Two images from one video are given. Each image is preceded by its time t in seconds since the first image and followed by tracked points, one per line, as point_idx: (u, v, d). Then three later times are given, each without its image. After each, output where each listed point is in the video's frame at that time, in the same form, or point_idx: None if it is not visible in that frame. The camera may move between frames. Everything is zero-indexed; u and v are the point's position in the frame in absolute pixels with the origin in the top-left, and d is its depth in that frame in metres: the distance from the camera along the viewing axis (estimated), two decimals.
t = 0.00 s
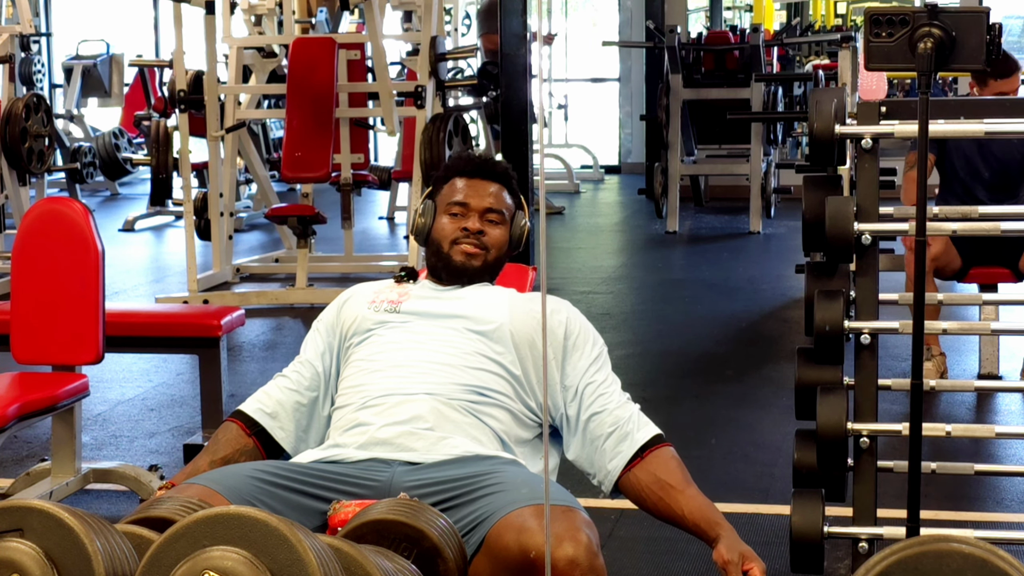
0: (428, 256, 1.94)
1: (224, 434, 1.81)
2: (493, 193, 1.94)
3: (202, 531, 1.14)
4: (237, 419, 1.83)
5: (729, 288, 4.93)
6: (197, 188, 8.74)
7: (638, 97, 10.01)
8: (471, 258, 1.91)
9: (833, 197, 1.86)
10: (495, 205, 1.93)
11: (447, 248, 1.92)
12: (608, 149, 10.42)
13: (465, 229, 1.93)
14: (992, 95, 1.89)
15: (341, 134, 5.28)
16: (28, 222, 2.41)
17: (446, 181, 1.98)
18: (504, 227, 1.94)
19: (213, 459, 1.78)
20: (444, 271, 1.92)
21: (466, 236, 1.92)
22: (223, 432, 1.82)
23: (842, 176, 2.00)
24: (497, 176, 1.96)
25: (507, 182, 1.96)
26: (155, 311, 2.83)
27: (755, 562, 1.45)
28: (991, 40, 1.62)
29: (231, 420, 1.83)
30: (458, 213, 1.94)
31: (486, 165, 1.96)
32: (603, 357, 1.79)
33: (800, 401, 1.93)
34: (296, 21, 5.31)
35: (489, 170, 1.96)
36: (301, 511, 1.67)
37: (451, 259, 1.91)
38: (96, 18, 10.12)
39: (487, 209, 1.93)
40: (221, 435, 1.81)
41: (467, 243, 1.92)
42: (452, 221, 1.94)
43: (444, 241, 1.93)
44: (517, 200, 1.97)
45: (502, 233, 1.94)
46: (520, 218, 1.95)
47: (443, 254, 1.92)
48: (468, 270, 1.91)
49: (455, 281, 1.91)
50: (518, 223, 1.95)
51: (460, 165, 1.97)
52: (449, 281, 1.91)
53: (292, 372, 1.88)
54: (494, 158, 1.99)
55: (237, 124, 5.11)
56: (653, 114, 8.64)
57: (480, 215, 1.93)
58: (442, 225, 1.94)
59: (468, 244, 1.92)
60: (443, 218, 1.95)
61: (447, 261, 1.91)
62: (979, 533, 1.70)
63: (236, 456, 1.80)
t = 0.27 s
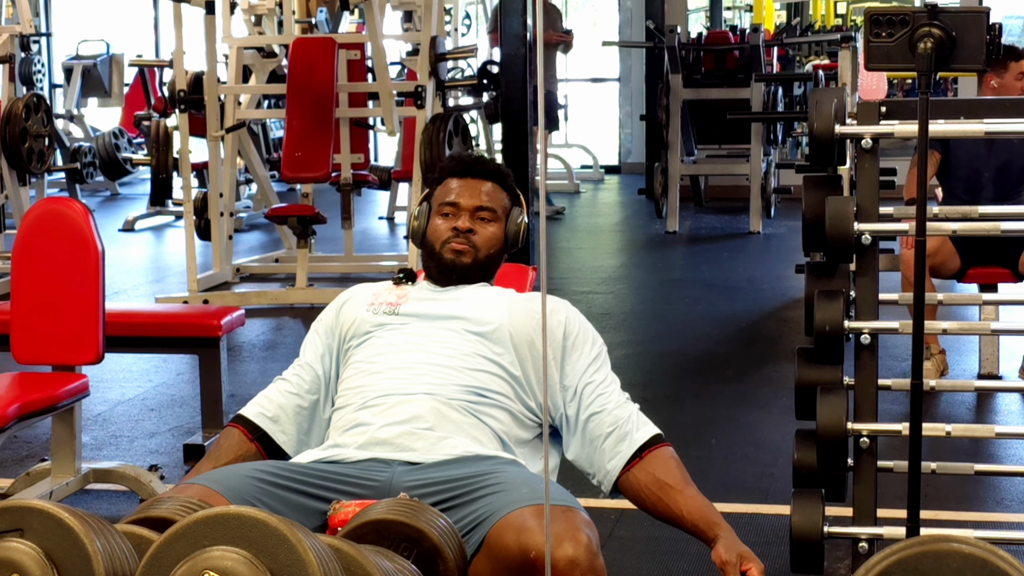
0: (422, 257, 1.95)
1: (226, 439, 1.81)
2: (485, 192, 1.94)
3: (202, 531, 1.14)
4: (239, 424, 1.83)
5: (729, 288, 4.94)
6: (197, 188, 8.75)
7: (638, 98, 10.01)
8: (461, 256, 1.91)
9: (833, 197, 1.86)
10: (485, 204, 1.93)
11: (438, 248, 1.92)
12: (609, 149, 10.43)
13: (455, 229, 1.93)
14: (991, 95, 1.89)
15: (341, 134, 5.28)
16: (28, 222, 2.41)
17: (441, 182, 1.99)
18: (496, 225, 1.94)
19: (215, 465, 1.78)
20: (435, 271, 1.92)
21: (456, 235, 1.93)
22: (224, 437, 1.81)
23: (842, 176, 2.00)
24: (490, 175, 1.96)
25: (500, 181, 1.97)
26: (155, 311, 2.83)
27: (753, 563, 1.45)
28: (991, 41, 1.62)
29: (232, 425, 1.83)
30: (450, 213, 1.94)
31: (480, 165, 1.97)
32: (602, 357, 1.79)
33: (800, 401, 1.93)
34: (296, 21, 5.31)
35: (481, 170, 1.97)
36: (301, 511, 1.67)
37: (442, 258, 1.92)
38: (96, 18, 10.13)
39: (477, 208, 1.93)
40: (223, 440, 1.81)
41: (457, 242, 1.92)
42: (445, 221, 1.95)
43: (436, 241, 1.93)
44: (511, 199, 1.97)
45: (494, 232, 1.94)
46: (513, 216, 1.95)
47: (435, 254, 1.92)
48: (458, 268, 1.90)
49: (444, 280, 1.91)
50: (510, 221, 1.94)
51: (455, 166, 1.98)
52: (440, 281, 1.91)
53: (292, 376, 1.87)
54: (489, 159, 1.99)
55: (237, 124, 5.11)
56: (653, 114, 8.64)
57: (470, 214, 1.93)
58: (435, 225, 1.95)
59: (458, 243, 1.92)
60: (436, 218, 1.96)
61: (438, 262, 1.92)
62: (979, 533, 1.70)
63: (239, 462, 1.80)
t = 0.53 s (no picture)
0: (430, 256, 1.94)
1: (226, 441, 1.81)
2: (494, 192, 1.94)
3: (202, 531, 1.14)
4: (239, 425, 1.83)
5: (729, 288, 4.93)
6: (197, 188, 8.75)
7: (638, 98, 10.01)
8: (474, 258, 1.92)
9: (833, 197, 1.86)
10: (496, 204, 1.93)
11: (450, 249, 1.92)
12: (608, 149, 10.43)
13: (468, 229, 1.93)
14: (992, 95, 1.89)
15: (341, 134, 5.28)
16: (28, 222, 2.41)
17: (444, 180, 1.98)
18: (505, 226, 1.95)
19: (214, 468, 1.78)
20: (446, 273, 1.92)
21: (469, 235, 1.92)
22: (224, 438, 1.82)
23: (842, 176, 2.00)
24: (496, 175, 1.96)
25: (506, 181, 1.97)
26: (155, 312, 2.83)
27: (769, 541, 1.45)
28: (991, 41, 1.62)
29: (232, 427, 1.83)
30: (459, 213, 1.94)
31: (485, 164, 1.96)
32: (601, 358, 1.79)
33: (800, 401, 1.93)
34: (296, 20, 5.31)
35: (487, 169, 1.96)
36: (302, 511, 1.67)
37: (454, 260, 1.92)
38: (96, 18, 10.13)
39: (489, 208, 1.93)
40: (223, 441, 1.81)
41: (470, 243, 1.92)
42: (454, 221, 1.94)
43: (447, 242, 1.93)
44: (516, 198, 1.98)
45: (503, 231, 1.95)
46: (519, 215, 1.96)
47: (447, 255, 1.92)
48: (471, 270, 1.91)
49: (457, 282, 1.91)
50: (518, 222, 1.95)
51: (459, 163, 1.97)
52: (452, 283, 1.92)
53: (292, 377, 1.87)
54: (492, 156, 1.99)
55: (237, 124, 5.11)
56: (653, 114, 8.64)
57: (481, 214, 1.93)
58: (443, 224, 1.94)
59: (470, 244, 1.92)
60: (444, 217, 1.95)
61: (450, 263, 1.92)
62: (979, 533, 1.70)
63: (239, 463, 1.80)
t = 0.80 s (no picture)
0: (436, 254, 1.94)
1: (220, 432, 1.82)
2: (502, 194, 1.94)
3: (202, 531, 1.14)
4: (234, 417, 1.83)
5: (729, 288, 4.93)
6: (197, 188, 8.75)
7: (638, 98, 10.01)
8: (481, 257, 1.92)
9: (833, 197, 1.86)
10: (504, 206, 1.93)
11: (457, 248, 1.92)
12: (608, 149, 10.43)
13: (475, 229, 1.93)
14: (992, 95, 1.89)
15: (341, 134, 5.28)
16: (28, 222, 2.41)
17: (451, 178, 1.98)
18: (511, 227, 1.95)
19: (206, 458, 1.79)
20: (452, 271, 1.92)
21: (477, 236, 1.93)
22: (219, 429, 1.82)
23: (842, 176, 2.00)
24: (503, 176, 1.96)
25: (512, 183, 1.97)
26: (156, 311, 2.83)
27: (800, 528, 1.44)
28: (991, 40, 1.62)
29: (228, 418, 1.83)
30: (466, 213, 1.94)
31: (493, 165, 1.96)
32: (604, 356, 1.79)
33: (799, 401, 1.93)
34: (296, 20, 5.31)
35: (494, 170, 1.97)
36: (301, 511, 1.67)
37: (461, 259, 1.92)
38: (96, 18, 10.13)
39: (496, 210, 1.93)
40: (217, 432, 1.82)
41: (477, 243, 1.92)
42: (461, 220, 1.94)
43: (454, 241, 1.93)
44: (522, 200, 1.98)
45: (509, 232, 1.95)
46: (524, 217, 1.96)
47: (454, 254, 1.92)
48: (477, 271, 1.92)
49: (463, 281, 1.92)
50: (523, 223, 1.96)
51: (467, 163, 1.97)
52: (458, 281, 1.92)
53: (290, 372, 1.88)
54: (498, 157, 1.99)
55: (236, 124, 5.11)
56: (653, 114, 8.64)
57: (489, 215, 1.93)
58: (450, 224, 1.94)
59: (477, 245, 1.92)
60: (450, 216, 1.95)
61: (456, 262, 1.92)
62: (979, 533, 1.70)
63: (229, 455, 1.80)
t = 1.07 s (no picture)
0: (445, 250, 1.94)
1: (214, 420, 1.82)
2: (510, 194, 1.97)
3: (202, 531, 1.14)
4: (231, 407, 1.84)
5: (729, 288, 4.93)
6: (197, 188, 8.75)
7: (638, 98, 10.01)
8: (490, 254, 1.93)
9: (833, 197, 1.86)
10: (513, 205, 1.96)
11: (466, 244, 1.93)
12: (608, 149, 10.43)
13: (484, 226, 1.94)
14: (991, 95, 1.89)
15: (341, 134, 5.28)
16: (28, 222, 2.41)
17: (459, 180, 2.00)
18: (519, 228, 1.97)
19: (198, 445, 1.79)
20: (461, 267, 1.93)
21: (486, 232, 1.94)
22: (213, 418, 1.83)
23: (842, 176, 2.00)
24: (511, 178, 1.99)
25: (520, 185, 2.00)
26: (156, 311, 2.83)
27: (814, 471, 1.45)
28: (990, 40, 1.62)
29: (224, 408, 1.84)
30: (475, 211, 1.95)
31: (502, 167, 1.99)
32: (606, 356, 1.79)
33: (800, 401, 1.93)
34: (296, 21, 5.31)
35: (503, 172, 1.99)
36: (301, 511, 1.67)
37: (470, 255, 1.92)
38: (96, 18, 10.13)
39: (505, 209, 1.95)
40: (211, 421, 1.82)
41: (486, 239, 1.93)
42: (469, 218, 1.95)
43: (463, 237, 1.94)
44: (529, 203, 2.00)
45: (517, 232, 1.97)
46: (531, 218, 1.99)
47: (463, 250, 1.93)
48: (486, 267, 1.92)
49: (472, 277, 1.92)
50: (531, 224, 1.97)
51: (475, 164, 1.99)
52: (467, 277, 1.92)
53: (288, 365, 1.89)
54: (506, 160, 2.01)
55: (237, 124, 5.11)
56: (653, 113, 8.64)
57: (498, 214, 1.95)
58: (459, 221, 1.95)
59: (487, 241, 1.93)
60: (459, 214, 1.96)
61: (466, 257, 1.92)
62: (979, 533, 1.70)
63: (221, 443, 1.81)
